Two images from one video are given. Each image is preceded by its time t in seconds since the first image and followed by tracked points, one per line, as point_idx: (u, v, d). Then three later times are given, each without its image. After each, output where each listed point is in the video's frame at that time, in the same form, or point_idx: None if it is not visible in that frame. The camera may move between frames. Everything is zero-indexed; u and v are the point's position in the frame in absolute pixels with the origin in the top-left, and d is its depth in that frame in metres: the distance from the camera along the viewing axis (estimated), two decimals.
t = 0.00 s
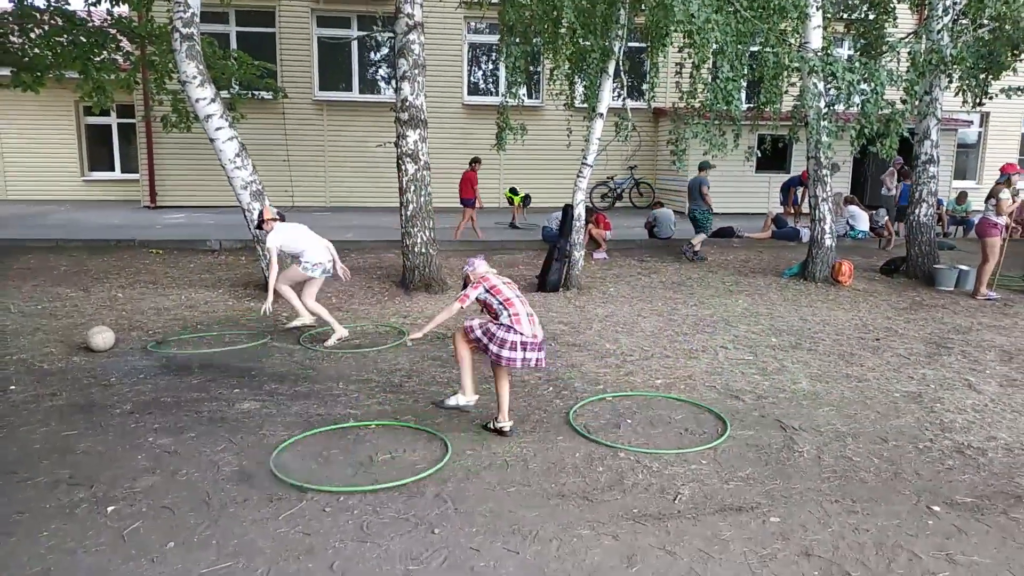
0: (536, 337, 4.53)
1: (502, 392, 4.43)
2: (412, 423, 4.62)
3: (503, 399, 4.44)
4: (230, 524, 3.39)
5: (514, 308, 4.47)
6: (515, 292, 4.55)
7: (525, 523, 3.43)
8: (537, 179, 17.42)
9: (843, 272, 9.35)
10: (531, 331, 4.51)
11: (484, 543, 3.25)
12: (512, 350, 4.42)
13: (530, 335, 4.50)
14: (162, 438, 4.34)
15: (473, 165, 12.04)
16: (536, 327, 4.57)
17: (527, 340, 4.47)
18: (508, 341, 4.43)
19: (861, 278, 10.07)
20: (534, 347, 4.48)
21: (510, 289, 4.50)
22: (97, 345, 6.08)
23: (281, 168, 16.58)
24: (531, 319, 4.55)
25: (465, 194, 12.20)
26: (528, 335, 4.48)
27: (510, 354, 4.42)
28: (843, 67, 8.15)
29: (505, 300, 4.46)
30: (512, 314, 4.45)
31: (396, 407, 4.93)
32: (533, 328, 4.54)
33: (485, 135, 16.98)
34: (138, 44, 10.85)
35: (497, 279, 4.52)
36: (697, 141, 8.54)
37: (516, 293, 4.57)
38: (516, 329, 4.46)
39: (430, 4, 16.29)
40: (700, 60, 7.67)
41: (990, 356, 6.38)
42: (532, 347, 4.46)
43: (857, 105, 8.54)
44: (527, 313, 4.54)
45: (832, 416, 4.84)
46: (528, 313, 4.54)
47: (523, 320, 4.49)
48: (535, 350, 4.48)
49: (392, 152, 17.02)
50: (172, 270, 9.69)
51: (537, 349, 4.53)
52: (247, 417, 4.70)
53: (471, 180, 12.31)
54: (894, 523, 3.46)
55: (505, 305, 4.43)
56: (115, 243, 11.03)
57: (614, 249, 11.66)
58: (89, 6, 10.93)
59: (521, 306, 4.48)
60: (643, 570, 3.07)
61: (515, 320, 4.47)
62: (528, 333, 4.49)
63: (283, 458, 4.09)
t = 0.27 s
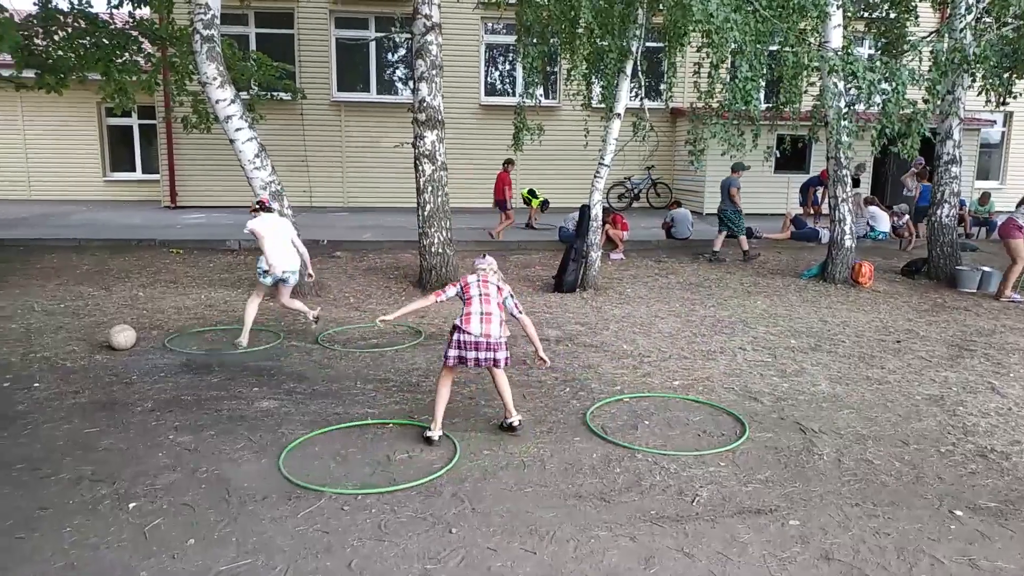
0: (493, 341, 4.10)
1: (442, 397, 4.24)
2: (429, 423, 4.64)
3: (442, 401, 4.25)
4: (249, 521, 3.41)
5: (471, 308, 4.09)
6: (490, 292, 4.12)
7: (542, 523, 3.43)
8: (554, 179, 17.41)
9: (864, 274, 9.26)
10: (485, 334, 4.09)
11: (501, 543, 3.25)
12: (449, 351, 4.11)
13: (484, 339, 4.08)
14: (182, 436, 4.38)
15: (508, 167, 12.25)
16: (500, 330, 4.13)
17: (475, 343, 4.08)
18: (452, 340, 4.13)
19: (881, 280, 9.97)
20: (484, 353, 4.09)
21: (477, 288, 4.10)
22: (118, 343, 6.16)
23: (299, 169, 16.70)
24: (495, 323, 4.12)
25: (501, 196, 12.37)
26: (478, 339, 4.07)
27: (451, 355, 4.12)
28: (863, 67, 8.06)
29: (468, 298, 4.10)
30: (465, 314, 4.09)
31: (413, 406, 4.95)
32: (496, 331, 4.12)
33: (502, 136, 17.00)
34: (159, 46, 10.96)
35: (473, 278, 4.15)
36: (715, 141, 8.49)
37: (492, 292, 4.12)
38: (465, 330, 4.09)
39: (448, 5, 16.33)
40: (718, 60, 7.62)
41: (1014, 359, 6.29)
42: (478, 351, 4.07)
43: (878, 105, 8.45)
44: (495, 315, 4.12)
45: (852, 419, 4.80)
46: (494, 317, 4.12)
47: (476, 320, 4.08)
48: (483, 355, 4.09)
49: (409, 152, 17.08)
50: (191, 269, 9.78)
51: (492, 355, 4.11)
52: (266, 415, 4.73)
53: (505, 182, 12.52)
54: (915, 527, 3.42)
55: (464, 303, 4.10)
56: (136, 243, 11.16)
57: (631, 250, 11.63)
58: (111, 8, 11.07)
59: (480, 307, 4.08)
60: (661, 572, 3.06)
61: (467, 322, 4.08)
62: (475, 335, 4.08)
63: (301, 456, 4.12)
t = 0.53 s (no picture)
0: (470, 345, 4.19)
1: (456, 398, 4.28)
2: (448, 420, 4.66)
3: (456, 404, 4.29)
4: (270, 515, 3.45)
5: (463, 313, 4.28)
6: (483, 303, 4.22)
7: (560, 522, 3.43)
8: (573, 178, 17.38)
9: (887, 275, 9.15)
10: (462, 337, 4.22)
11: (520, 541, 3.26)
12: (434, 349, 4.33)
13: (460, 341, 4.21)
14: (205, 430, 4.43)
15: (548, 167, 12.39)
16: (479, 336, 4.18)
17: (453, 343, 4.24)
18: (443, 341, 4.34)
19: (905, 281, 9.84)
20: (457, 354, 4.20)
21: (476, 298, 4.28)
22: (142, 338, 6.24)
23: (320, 166, 16.81)
24: (476, 328, 4.20)
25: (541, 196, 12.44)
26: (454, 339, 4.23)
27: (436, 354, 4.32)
28: (888, 65, 7.95)
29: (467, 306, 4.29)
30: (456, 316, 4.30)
31: (432, 403, 4.97)
32: (477, 337, 4.19)
33: (522, 134, 17.00)
34: (183, 44, 11.08)
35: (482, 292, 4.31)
36: (737, 139, 8.42)
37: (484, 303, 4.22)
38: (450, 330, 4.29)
39: (469, 3, 16.35)
40: (740, 58, 7.56)
41: None
42: (451, 352, 4.20)
43: (903, 103, 8.34)
44: (480, 322, 4.20)
45: (875, 421, 4.74)
46: (477, 323, 4.20)
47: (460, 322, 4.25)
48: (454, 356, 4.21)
49: (429, 150, 17.13)
50: (213, 265, 9.89)
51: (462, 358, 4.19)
52: (287, 410, 4.78)
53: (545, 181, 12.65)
54: (940, 531, 3.37)
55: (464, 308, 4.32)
56: (159, 239, 11.30)
57: (651, 249, 11.58)
58: (137, 7, 11.21)
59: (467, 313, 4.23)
60: (680, 572, 3.04)
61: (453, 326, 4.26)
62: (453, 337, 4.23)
63: (322, 451, 4.15)
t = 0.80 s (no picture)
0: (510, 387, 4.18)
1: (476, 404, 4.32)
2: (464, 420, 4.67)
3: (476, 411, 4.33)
4: (287, 513, 3.47)
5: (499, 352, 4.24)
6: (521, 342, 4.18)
7: (576, 523, 3.43)
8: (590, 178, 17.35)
9: (908, 276, 9.05)
10: (500, 379, 4.20)
11: (536, 541, 3.26)
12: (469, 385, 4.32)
13: (498, 383, 4.19)
14: (223, 428, 4.48)
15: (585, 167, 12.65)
16: (518, 377, 4.17)
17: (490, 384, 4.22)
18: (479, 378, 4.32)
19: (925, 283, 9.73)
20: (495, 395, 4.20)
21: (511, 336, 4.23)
22: (162, 336, 6.31)
23: (337, 166, 16.90)
24: (514, 370, 4.18)
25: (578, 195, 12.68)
26: (492, 379, 4.20)
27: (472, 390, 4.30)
28: (910, 64, 7.86)
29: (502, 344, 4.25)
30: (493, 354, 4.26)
31: (448, 403, 4.98)
32: (516, 378, 4.19)
33: (538, 134, 16.99)
34: (203, 45, 11.18)
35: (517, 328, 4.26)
36: (756, 139, 8.35)
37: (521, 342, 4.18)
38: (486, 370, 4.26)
39: (486, 3, 16.36)
40: (759, 58, 7.50)
41: None
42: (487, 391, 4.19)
43: (925, 103, 8.25)
44: (518, 362, 4.17)
45: (894, 424, 4.69)
46: (516, 364, 4.17)
47: (497, 362, 4.22)
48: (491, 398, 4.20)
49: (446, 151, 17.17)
50: (232, 264, 9.97)
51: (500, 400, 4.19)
52: (304, 409, 4.81)
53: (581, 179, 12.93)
54: (960, 537, 3.33)
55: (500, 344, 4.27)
56: (179, 238, 11.42)
57: (667, 250, 11.53)
58: (158, 8, 11.32)
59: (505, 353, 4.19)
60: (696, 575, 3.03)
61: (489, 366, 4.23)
62: (490, 378, 4.21)
63: (338, 450, 4.18)
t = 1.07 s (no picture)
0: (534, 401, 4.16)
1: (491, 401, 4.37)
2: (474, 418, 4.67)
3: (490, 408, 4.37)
4: (299, 510, 3.49)
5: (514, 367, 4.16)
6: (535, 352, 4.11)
7: (587, 522, 3.43)
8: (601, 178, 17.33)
9: (921, 277, 8.96)
10: (524, 395, 4.17)
11: (546, 540, 3.26)
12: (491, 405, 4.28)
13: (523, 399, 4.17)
14: (236, 425, 4.50)
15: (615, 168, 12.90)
16: (541, 390, 4.15)
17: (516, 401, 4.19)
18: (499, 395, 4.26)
19: (940, 283, 9.65)
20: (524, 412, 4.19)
21: (522, 349, 4.14)
22: (175, 333, 6.36)
23: (349, 165, 16.95)
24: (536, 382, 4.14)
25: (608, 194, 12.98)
26: (518, 398, 4.17)
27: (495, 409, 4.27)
28: (925, 63, 7.80)
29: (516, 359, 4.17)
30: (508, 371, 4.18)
31: (459, 401, 4.99)
32: (539, 390, 4.16)
33: (549, 133, 16.99)
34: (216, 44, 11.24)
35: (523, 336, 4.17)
36: (768, 138, 8.30)
37: (535, 354, 4.11)
38: (508, 388, 4.19)
39: (498, 2, 16.37)
40: (772, 57, 7.46)
41: None
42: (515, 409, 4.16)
43: (939, 103, 8.19)
44: (537, 373, 4.13)
45: (908, 425, 4.66)
46: (536, 376, 4.13)
47: (516, 379, 4.15)
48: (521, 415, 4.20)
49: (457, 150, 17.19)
50: (244, 262, 10.03)
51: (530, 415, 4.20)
52: (317, 406, 4.83)
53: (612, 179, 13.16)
54: (975, 539, 3.31)
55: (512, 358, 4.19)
56: (192, 236, 11.49)
57: (678, 250, 11.50)
58: (172, 8, 11.40)
59: (521, 368, 4.13)
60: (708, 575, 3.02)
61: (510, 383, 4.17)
62: (514, 396, 4.18)
63: (349, 447, 4.19)
